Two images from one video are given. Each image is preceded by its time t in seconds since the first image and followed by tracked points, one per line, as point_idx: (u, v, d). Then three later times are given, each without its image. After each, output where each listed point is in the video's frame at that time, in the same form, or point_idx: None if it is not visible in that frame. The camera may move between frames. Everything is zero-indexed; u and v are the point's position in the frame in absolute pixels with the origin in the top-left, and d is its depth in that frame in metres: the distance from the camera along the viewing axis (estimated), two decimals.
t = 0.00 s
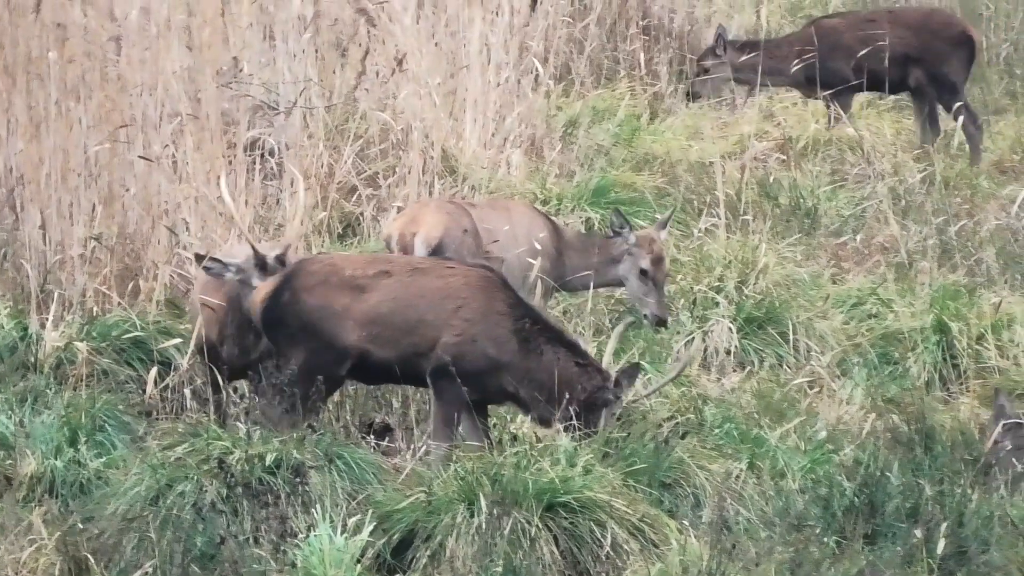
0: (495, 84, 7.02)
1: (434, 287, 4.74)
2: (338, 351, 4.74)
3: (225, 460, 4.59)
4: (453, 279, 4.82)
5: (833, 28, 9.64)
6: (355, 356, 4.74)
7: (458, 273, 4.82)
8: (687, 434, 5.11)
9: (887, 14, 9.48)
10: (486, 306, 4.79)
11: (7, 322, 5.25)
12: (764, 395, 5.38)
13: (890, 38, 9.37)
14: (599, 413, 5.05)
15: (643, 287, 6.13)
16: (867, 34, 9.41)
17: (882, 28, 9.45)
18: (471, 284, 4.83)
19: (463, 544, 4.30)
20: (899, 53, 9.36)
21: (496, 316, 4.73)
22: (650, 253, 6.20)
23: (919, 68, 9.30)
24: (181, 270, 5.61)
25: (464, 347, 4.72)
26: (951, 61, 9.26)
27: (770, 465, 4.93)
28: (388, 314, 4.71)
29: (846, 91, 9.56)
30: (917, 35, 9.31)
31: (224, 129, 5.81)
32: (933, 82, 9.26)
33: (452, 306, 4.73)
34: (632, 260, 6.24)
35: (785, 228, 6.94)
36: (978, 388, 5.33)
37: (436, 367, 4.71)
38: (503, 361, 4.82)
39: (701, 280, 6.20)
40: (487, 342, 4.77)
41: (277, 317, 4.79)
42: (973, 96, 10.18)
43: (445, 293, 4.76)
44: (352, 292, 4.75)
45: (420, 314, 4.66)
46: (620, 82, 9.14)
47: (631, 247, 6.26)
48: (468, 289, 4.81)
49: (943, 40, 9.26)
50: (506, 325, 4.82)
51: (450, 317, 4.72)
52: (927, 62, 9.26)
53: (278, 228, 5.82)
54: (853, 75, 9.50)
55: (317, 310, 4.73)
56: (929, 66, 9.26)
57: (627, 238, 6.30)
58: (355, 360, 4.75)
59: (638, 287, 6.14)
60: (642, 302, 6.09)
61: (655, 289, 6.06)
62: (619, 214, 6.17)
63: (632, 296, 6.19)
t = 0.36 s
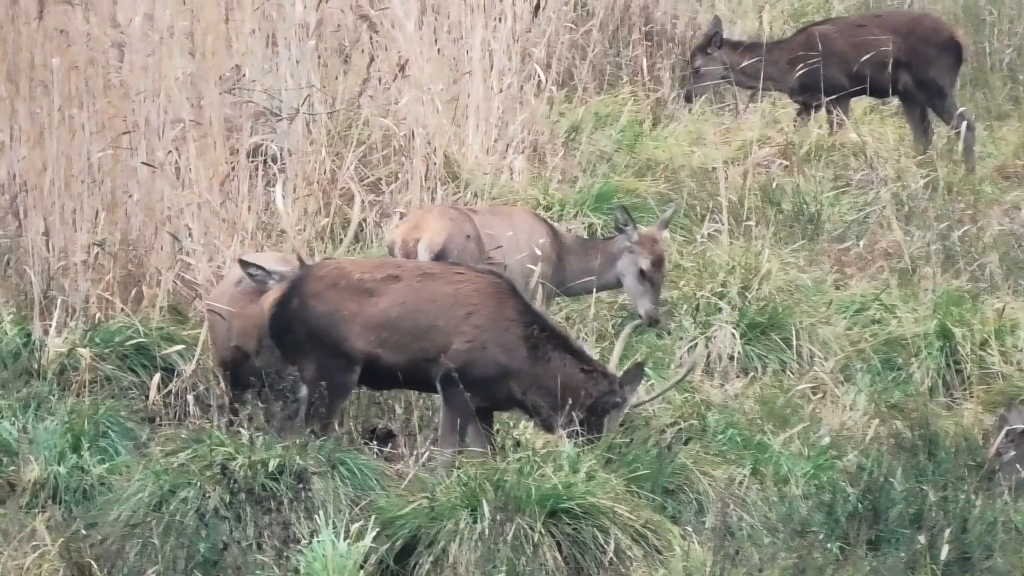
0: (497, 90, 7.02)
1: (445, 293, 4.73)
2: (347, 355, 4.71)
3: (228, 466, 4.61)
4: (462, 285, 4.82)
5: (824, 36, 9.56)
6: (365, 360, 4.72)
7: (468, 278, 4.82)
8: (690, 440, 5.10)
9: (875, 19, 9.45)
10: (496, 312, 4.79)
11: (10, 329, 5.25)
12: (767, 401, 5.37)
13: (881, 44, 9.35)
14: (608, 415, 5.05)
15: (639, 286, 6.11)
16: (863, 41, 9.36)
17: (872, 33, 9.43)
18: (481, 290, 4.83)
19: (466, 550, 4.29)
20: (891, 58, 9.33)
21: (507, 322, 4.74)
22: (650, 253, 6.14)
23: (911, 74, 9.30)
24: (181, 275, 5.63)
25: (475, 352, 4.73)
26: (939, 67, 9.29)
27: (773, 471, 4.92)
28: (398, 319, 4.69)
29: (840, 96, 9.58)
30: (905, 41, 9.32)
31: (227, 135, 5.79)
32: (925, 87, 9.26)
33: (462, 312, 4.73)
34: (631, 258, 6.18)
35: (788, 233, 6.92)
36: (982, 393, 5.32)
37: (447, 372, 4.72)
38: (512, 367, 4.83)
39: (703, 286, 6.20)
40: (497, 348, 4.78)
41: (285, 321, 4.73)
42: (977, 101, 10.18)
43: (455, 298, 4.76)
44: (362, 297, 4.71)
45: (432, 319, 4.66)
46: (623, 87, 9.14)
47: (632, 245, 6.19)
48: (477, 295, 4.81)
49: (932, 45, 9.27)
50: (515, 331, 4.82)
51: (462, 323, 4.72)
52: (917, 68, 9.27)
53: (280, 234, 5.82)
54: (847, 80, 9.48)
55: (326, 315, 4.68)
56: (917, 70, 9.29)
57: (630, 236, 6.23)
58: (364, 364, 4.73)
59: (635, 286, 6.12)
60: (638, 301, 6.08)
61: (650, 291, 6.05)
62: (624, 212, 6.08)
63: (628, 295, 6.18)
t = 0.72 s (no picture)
0: (503, 96, 7.03)
1: (453, 299, 4.74)
2: (354, 361, 4.69)
3: (234, 472, 4.58)
4: (469, 290, 4.83)
5: (830, 41, 9.67)
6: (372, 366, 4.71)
7: (474, 284, 4.83)
8: (696, 446, 5.09)
9: (882, 26, 9.56)
10: (504, 318, 4.81)
11: (16, 335, 5.26)
12: (773, 407, 5.37)
13: (887, 50, 9.44)
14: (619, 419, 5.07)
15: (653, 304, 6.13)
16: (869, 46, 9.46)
17: (878, 40, 9.52)
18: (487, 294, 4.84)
19: (471, 557, 4.28)
20: (895, 64, 9.40)
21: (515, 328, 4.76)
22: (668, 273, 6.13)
23: (916, 80, 9.33)
24: (187, 281, 5.60)
25: (482, 358, 4.74)
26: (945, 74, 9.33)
27: (779, 477, 4.91)
28: (407, 325, 4.69)
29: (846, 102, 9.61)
30: (911, 47, 9.40)
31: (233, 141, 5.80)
32: (929, 93, 9.28)
33: (470, 318, 4.75)
34: (648, 276, 6.15)
35: (794, 239, 6.93)
36: (989, 399, 5.31)
37: (455, 377, 4.72)
38: (520, 372, 4.84)
39: (709, 292, 6.21)
40: (504, 354, 4.80)
41: (292, 326, 4.70)
42: (983, 106, 10.16)
43: (463, 304, 4.77)
44: (369, 302, 4.69)
45: (441, 325, 4.67)
46: (629, 93, 9.14)
47: (651, 264, 6.14)
48: (483, 300, 4.82)
49: (938, 52, 9.32)
50: (522, 336, 4.84)
51: (469, 329, 4.73)
52: (923, 74, 9.31)
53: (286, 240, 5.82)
54: (852, 86, 9.55)
55: (335, 320, 4.65)
56: (923, 76, 9.32)
57: (650, 255, 6.15)
58: (371, 370, 4.72)
59: (648, 305, 6.14)
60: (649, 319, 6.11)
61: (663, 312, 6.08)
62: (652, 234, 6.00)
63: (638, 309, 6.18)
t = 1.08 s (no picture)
0: (514, 104, 7.04)
1: (458, 309, 4.75)
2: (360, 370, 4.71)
3: (244, 480, 4.58)
4: (475, 300, 4.84)
5: (843, 49, 9.70)
6: (379, 373, 4.73)
7: (480, 293, 4.84)
8: (707, 454, 5.08)
9: (897, 33, 9.51)
10: (509, 327, 4.81)
11: (27, 342, 5.25)
12: (784, 416, 5.36)
13: (901, 57, 9.40)
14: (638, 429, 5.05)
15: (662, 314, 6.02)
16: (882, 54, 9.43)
17: (892, 47, 9.49)
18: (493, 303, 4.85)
19: (481, 566, 4.27)
20: (909, 72, 9.36)
21: (519, 336, 4.74)
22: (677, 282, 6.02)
23: (930, 87, 9.29)
24: (198, 289, 5.61)
25: (487, 367, 4.73)
26: (960, 81, 9.28)
27: (790, 485, 4.89)
28: (412, 333, 4.71)
29: (859, 110, 9.61)
30: (925, 55, 9.34)
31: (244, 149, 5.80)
32: (944, 102, 9.24)
33: (475, 328, 4.75)
34: (658, 284, 6.08)
35: (805, 248, 6.92)
36: (1000, 408, 5.29)
37: (460, 385, 4.71)
38: (525, 381, 4.81)
39: (720, 300, 6.21)
40: (509, 363, 4.78)
41: (298, 333, 4.73)
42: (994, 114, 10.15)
43: (468, 314, 4.78)
44: (375, 309, 4.73)
45: (446, 335, 4.68)
46: (640, 100, 9.13)
47: (661, 273, 6.08)
48: (490, 309, 4.83)
49: (952, 60, 9.28)
50: (528, 345, 4.83)
51: (474, 338, 4.73)
52: (937, 82, 9.28)
53: (297, 248, 5.82)
54: (866, 94, 9.54)
55: (341, 326, 4.69)
56: (938, 85, 9.28)
57: (661, 262, 6.09)
58: (378, 377, 4.74)
59: (657, 313, 6.03)
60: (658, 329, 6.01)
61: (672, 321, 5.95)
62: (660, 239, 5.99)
63: (649, 319, 6.09)
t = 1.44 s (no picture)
0: (527, 111, 7.05)
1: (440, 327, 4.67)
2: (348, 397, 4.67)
3: (257, 487, 4.57)
4: (459, 317, 4.75)
5: (860, 55, 9.77)
6: (367, 396, 4.67)
7: (464, 310, 4.75)
8: (719, 462, 5.08)
9: (915, 40, 9.65)
10: (493, 342, 4.70)
11: (40, 349, 5.25)
12: (797, 423, 5.36)
13: (918, 65, 9.51)
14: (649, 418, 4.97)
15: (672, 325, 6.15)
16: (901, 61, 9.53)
17: (910, 54, 9.60)
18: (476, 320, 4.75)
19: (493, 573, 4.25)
20: (928, 78, 9.48)
21: (503, 349, 4.62)
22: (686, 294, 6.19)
23: (949, 95, 9.44)
24: (212, 296, 5.62)
25: (474, 382, 4.60)
26: (977, 90, 9.45)
27: (804, 492, 4.88)
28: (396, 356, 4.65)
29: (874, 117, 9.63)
30: (944, 63, 9.49)
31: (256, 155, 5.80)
32: (961, 109, 9.41)
33: (459, 344, 4.66)
34: (667, 297, 6.26)
35: (818, 255, 6.93)
36: (1014, 416, 5.28)
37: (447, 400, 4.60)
38: (515, 393, 4.68)
39: (733, 307, 6.23)
40: (496, 377, 4.65)
41: (285, 363, 4.72)
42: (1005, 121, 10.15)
43: (452, 331, 4.69)
44: (359, 335, 4.69)
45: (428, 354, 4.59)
46: (652, 108, 9.06)
47: (668, 285, 6.27)
48: (475, 326, 4.73)
49: (969, 69, 9.46)
50: (515, 357, 4.70)
51: (459, 355, 4.63)
52: (955, 90, 9.44)
53: (309, 255, 5.83)
54: (883, 101, 9.59)
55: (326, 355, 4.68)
56: (956, 93, 9.43)
57: (667, 276, 6.30)
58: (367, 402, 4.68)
59: (669, 324, 6.15)
60: (667, 340, 6.13)
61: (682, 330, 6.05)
62: (664, 249, 6.20)
63: (660, 332, 6.20)
